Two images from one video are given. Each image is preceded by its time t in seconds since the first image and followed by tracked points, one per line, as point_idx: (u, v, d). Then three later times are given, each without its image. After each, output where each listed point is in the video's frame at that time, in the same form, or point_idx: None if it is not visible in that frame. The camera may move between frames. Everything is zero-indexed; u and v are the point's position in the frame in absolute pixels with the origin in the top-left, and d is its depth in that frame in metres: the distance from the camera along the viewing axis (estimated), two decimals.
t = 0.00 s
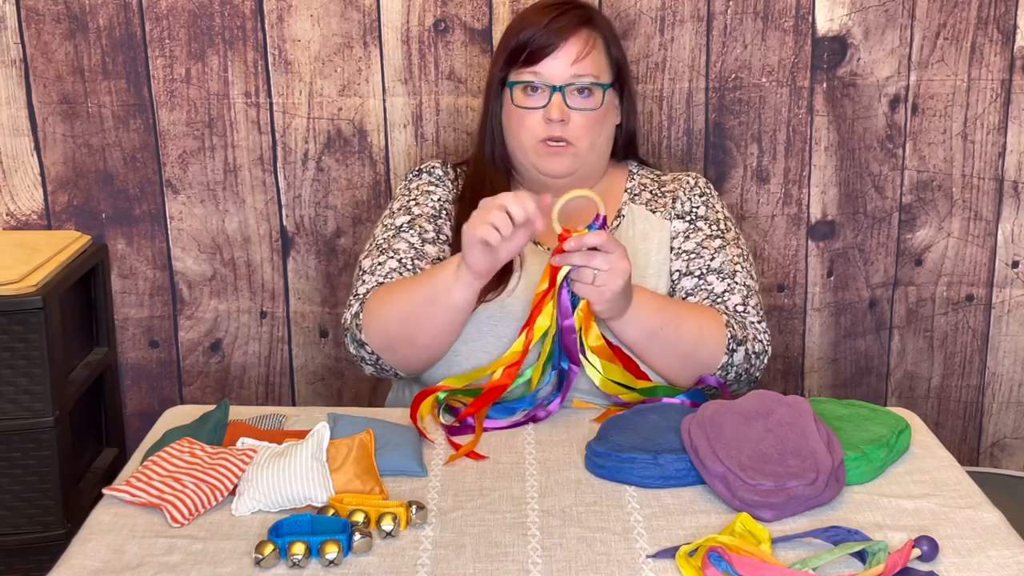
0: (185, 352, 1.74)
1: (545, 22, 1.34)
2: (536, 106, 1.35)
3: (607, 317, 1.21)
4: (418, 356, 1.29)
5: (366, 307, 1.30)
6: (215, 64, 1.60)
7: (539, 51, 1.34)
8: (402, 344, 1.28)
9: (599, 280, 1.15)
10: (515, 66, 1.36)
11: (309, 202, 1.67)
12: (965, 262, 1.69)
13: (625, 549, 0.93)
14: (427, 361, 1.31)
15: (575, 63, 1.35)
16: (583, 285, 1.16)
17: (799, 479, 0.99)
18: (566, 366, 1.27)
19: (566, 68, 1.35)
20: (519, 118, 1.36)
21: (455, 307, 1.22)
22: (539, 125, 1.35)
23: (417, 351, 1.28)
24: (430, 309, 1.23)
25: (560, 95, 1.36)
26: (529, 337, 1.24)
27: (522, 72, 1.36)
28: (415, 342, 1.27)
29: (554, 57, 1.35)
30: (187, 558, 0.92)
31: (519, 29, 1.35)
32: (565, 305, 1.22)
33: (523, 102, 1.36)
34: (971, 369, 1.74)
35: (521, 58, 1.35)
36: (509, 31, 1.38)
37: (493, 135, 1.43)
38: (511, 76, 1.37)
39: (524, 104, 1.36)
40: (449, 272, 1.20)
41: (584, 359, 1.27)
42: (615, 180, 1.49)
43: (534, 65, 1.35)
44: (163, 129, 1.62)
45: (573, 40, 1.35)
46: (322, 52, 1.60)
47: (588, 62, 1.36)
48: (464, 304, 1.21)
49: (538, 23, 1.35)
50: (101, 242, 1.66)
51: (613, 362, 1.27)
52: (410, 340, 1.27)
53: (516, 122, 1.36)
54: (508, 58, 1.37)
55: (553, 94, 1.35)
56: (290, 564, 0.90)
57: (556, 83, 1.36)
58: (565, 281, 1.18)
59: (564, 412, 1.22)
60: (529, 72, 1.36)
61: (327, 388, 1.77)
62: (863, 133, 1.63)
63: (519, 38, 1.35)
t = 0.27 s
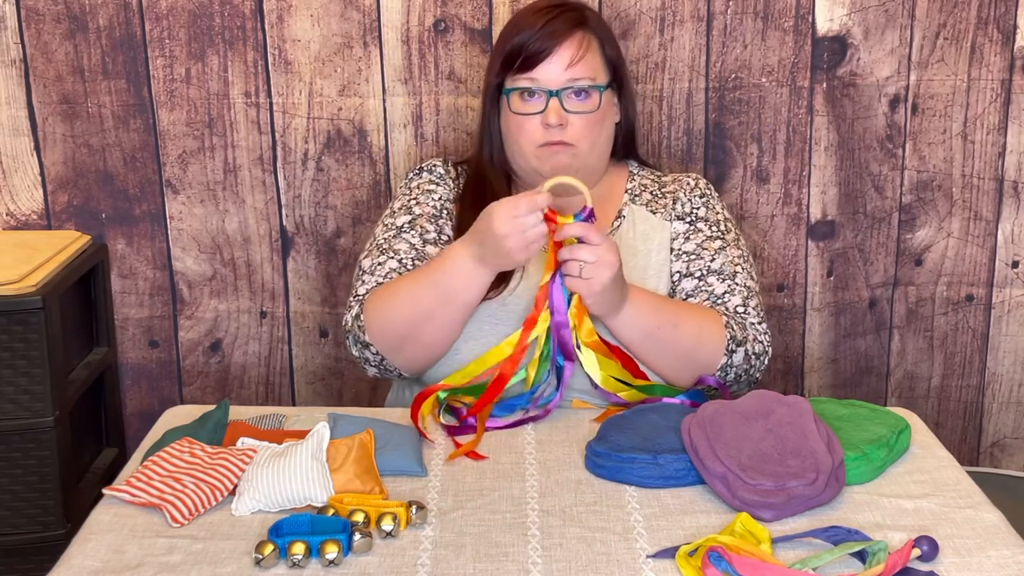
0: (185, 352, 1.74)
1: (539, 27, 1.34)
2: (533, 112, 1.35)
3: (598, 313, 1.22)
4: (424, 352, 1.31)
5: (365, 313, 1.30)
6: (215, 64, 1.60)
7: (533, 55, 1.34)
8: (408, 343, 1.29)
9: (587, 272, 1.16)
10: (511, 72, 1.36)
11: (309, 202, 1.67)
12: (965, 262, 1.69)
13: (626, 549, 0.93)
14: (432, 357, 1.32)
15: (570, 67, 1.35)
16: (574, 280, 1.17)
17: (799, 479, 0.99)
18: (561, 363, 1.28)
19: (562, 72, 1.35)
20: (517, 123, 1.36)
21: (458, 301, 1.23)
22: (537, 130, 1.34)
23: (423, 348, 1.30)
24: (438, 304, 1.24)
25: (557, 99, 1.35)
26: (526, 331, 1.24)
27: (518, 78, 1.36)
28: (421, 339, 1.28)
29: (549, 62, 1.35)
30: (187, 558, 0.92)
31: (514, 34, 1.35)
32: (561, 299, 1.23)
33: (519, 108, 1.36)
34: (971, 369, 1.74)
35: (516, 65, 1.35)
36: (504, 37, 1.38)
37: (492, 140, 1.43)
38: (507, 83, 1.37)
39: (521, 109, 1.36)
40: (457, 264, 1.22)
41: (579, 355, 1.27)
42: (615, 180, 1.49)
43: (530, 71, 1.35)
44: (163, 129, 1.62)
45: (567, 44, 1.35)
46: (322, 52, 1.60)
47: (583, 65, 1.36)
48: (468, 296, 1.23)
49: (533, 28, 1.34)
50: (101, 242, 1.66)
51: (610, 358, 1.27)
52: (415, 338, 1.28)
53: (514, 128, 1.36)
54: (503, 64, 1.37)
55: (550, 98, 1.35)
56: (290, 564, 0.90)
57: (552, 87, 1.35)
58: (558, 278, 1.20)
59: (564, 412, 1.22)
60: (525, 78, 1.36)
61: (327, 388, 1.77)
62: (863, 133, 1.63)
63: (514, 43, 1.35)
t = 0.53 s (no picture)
0: (185, 352, 1.74)
1: (538, 26, 1.34)
2: (533, 111, 1.35)
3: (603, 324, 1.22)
4: (423, 347, 1.31)
5: (360, 316, 1.31)
6: (215, 64, 1.60)
7: (533, 55, 1.33)
8: (405, 340, 1.29)
9: (581, 286, 1.16)
10: (510, 72, 1.36)
11: (309, 202, 1.67)
12: (965, 262, 1.69)
13: (626, 549, 0.93)
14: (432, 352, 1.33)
15: (568, 66, 1.35)
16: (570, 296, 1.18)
17: (799, 479, 0.99)
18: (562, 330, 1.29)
19: (561, 71, 1.35)
20: (516, 123, 1.36)
21: (449, 293, 1.24)
22: (537, 130, 1.35)
23: (421, 344, 1.30)
24: (430, 300, 1.24)
25: (556, 99, 1.35)
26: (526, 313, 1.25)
27: (517, 77, 1.36)
28: (417, 334, 1.29)
29: (549, 62, 1.35)
30: (187, 558, 0.92)
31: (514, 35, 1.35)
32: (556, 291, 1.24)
33: (519, 107, 1.36)
34: (971, 369, 1.74)
35: (515, 64, 1.35)
36: (503, 37, 1.38)
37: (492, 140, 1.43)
38: (506, 82, 1.37)
39: (520, 109, 1.36)
40: (439, 258, 1.21)
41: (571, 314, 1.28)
42: (616, 181, 1.48)
43: (530, 70, 1.35)
44: (163, 129, 1.62)
45: (566, 43, 1.35)
46: (323, 52, 1.60)
47: (582, 65, 1.36)
48: (458, 287, 1.24)
49: (532, 28, 1.34)
50: (101, 242, 1.66)
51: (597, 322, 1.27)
52: (412, 334, 1.29)
53: (514, 128, 1.36)
54: (502, 64, 1.37)
55: (549, 98, 1.35)
56: (290, 564, 0.90)
57: (552, 86, 1.35)
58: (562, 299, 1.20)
59: (564, 412, 1.22)
60: (525, 77, 1.35)
61: (327, 388, 1.77)
62: (863, 133, 1.63)
63: (513, 43, 1.35)
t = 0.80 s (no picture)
0: (185, 352, 1.74)
1: (539, 24, 1.35)
2: (533, 107, 1.35)
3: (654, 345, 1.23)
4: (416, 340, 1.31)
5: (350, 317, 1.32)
6: (215, 64, 1.60)
7: (534, 52, 1.34)
8: (396, 335, 1.30)
9: (615, 322, 1.18)
10: (510, 68, 1.36)
11: (309, 202, 1.67)
12: (965, 262, 1.69)
13: (625, 549, 0.93)
14: (424, 346, 1.33)
15: (570, 64, 1.35)
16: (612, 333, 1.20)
17: (799, 479, 0.99)
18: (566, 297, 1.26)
19: (562, 68, 1.35)
20: (516, 119, 1.35)
21: (429, 278, 1.24)
22: (537, 126, 1.34)
23: (413, 338, 1.31)
24: (411, 288, 1.24)
25: (557, 96, 1.35)
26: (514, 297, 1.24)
27: (517, 74, 1.36)
28: (406, 328, 1.29)
29: (550, 59, 1.35)
30: (187, 558, 0.92)
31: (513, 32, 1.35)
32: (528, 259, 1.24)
33: (519, 104, 1.35)
34: (971, 369, 1.74)
35: (516, 61, 1.35)
36: (504, 34, 1.38)
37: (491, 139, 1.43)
38: (507, 79, 1.37)
39: (520, 106, 1.35)
40: (416, 245, 1.22)
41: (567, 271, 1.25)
42: (618, 185, 1.47)
43: (531, 67, 1.35)
44: (163, 129, 1.62)
45: (567, 41, 1.35)
46: (323, 52, 1.60)
47: (583, 63, 1.36)
48: (437, 271, 1.24)
49: (533, 25, 1.35)
50: (101, 242, 1.66)
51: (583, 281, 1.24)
52: (402, 329, 1.29)
53: (513, 124, 1.36)
54: (503, 61, 1.37)
55: (550, 95, 1.35)
56: (290, 564, 0.90)
57: (552, 84, 1.36)
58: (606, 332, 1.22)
59: (564, 412, 1.22)
60: (525, 74, 1.36)
61: (327, 388, 1.77)
62: (863, 134, 1.63)
63: (514, 40, 1.35)
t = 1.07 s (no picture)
0: (185, 352, 1.74)
1: (548, 23, 1.35)
2: (537, 105, 1.35)
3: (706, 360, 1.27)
4: (408, 344, 1.32)
5: (342, 326, 1.33)
6: (215, 64, 1.60)
7: (542, 51, 1.34)
8: (389, 339, 1.31)
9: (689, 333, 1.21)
10: (516, 65, 1.36)
11: (309, 202, 1.67)
12: (965, 262, 1.69)
13: (625, 549, 0.93)
14: (417, 349, 1.33)
15: (577, 64, 1.36)
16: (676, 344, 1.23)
17: (799, 479, 0.99)
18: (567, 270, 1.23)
19: (569, 68, 1.36)
20: (520, 116, 1.35)
21: (410, 282, 1.24)
22: (541, 124, 1.34)
23: (405, 342, 1.31)
24: (394, 292, 1.25)
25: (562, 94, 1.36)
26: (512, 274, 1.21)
27: (524, 72, 1.36)
28: (398, 332, 1.30)
29: (557, 58, 1.35)
30: (187, 558, 0.92)
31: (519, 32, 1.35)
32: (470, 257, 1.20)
33: (524, 100, 1.35)
34: (971, 369, 1.74)
35: (523, 59, 1.35)
36: (511, 30, 1.38)
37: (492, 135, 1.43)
38: (512, 75, 1.37)
39: (525, 103, 1.35)
40: (394, 251, 1.22)
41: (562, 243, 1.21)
42: (619, 186, 1.47)
43: (537, 66, 1.35)
44: (163, 129, 1.62)
45: (576, 42, 1.36)
46: (323, 52, 1.60)
47: (589, 63, 1.36)
48: (416, 275, 1.23)
49: (542, 23, 1.35)
50: (101, 242, 1.66)
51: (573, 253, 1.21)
52: (393, 334, 1.30)
53: (517, 121, 1.36)
54: (510, 58, 1.37)
55: (555, 93, 1.35)
56: (290, 564, 0.90)
57: (558, 82, 1.36)
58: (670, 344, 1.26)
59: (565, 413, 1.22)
60: (531, 72, 1.36)
61: (327, 388, 1.78)
62: (863, 133, 1.63)
63: (521, 37, 1.35)
